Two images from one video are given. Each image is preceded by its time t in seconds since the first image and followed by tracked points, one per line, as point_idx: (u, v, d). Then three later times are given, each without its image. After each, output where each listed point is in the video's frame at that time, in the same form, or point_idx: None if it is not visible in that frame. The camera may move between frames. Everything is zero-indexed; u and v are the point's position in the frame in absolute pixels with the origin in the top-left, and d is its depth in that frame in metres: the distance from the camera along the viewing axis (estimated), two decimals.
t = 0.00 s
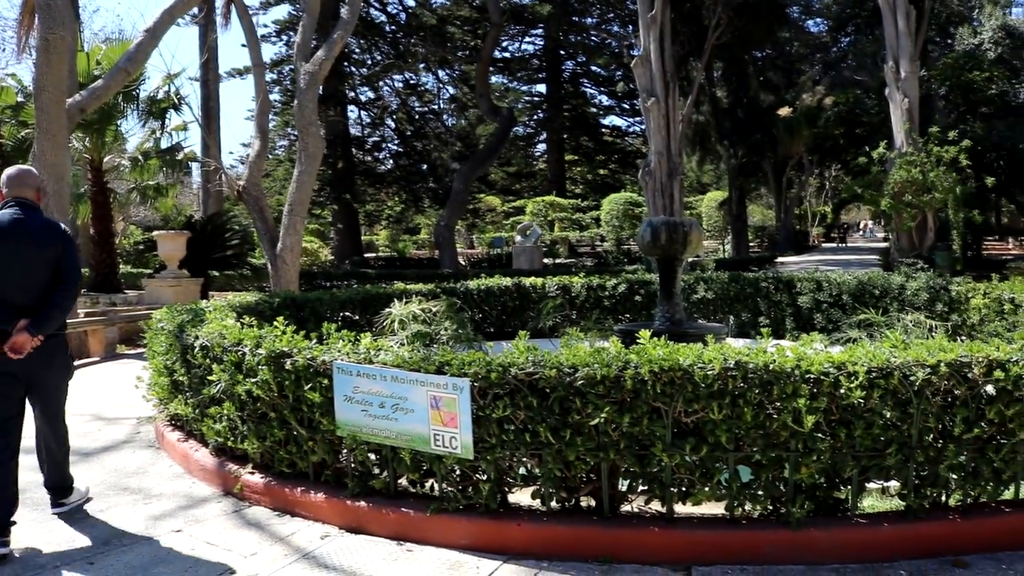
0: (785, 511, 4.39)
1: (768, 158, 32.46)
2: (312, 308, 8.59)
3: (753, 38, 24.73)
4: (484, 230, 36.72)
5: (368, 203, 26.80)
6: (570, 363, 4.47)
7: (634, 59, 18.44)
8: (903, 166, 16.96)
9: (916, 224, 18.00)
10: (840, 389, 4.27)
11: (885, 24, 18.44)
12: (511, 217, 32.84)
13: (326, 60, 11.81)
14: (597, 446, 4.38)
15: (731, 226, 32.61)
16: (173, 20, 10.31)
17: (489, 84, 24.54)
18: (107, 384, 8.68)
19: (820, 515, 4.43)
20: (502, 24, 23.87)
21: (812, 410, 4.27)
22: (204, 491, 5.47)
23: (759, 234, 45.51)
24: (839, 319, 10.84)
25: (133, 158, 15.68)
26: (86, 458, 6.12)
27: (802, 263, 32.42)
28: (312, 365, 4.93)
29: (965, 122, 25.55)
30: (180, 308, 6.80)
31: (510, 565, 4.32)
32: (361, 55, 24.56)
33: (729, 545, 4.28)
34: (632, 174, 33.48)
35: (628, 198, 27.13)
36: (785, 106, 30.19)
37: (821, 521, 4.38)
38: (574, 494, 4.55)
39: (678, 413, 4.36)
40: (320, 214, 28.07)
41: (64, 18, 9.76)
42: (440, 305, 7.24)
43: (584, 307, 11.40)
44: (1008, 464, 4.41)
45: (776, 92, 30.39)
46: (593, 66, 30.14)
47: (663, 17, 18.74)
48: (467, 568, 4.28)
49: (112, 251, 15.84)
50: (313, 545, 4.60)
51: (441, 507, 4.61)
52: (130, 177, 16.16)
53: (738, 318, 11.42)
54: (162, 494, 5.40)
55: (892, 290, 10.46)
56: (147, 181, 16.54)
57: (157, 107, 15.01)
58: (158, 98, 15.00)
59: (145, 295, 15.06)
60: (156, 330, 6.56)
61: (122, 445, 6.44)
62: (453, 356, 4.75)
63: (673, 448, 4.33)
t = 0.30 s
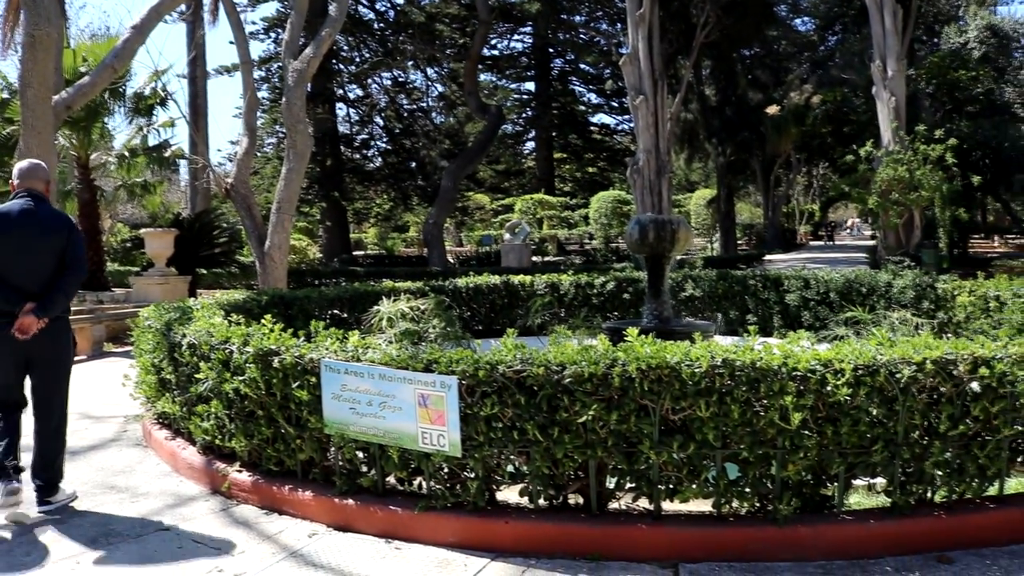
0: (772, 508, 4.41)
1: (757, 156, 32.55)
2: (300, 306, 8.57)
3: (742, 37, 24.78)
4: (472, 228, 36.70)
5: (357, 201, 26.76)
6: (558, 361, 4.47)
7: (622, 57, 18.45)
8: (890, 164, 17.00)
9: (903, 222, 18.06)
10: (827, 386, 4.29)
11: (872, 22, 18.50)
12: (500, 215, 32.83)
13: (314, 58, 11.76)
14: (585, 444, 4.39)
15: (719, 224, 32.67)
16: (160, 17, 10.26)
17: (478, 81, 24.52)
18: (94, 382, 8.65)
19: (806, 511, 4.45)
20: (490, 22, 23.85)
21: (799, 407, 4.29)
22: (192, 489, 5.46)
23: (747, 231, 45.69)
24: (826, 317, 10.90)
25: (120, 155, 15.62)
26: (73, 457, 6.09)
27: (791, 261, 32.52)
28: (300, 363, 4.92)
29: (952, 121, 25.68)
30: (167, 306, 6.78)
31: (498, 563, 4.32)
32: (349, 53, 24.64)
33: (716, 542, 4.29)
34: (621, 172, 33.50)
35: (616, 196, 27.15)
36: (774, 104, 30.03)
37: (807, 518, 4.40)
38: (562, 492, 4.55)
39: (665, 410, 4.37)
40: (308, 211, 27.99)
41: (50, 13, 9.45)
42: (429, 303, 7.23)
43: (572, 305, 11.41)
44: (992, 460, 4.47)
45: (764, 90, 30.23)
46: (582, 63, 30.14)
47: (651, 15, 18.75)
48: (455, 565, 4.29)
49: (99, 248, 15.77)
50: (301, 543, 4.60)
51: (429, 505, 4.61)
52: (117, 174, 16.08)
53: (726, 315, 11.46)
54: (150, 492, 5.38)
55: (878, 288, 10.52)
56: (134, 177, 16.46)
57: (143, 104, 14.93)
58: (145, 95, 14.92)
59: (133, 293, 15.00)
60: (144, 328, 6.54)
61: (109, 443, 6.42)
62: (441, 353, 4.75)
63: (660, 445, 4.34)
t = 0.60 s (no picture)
0: (762, 504, 4.41)
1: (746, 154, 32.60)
2: (290, 305, 8.56)
3: (730, 34, 24.83)
4: (462, 226, 36.69)
5: (346, 199, 26.71)
6: (547, 359, 4.47)
7: (611, 54, 18.47)
8: (878, 161, 17.03)
9: (891, 219, 18.10)
10: (816, 383, 4.30)
11: (860, 19, 18.53)
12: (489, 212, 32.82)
13: (302, 56, 11.72)
14: (575, 441, 4.40)
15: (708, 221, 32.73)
16: (147, 15, 10.20)
17: (466, 79, 24.49)
18: (82, 382, 8.62)
19: (795, 508, 4.46)
20: (479, 20, 23.81)
21: (788, 404, 4.30)
22: (181, 489, 5.44)
23: (736, 228, 45.82)
24: (815, 313, 10.94)
25: (107, 154, 15.56)
26: (60, 456, 6.06)
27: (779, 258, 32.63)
28: (289, 362, 4.91)
29: (939, 117, 25.77)
30: (156, 305, 6.76)
31: (489, 561, 4.33)
32: (337, 51, 24.73)
33: (706, 539, 4.30)
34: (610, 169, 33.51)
35: (605, 193, 27.15)
36: (762, 102, 30.05)
37: (797, 514, 4.42)
38: (552, 489, 4.55)
39: (655, 407, 4.37)
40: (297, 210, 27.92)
41: (35, 10, 9.33)
42: (418, 301, 7.22)
43: (562, 302, 11.40)
44: (979, 456, 4.50)
45: (752, 87, 30.47)
46: (570, 61, 30.12)
47: (640, 13, 18.78)
48: (445, 564, 4.29)
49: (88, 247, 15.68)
50: (291, 543, 4.59)
51: (419, 503, 4.61)
52: (104, 173, 16.00)
53: (716, 313, 11.48)
54: (139, 493, 5.36)
55: (867, 284, 10.55)
56: (122, 176, 16.37)
57: (131, 102, 14.85)
58: (132, 93, 14.85)
59: (121, 292, 14.92)
60: (132, 328, 6.52)
61: (99, 443, 6.40)
62: (431, 352, 4.74)
63: (650, 443, 4.35)
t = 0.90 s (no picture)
0: (752, 503, 4.43)
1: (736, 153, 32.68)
2: (279, 305, 8.55)
3: (721, 34, 24.85)
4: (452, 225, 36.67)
5: (336, 198, 26.67)
6: (537, 358, 4.48)
7: (601, 54, 18.48)
8: (867, 160, 17.08)
9: (880, 218, 18.18)
10: (805, 381, 4.32)
11: (849, 19, 18.58)
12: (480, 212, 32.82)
13: (292, 55, 11.69)
14: (564, 441, 4.40)
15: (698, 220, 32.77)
16: (136, 13, 10.16)
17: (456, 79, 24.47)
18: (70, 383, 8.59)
19: (785, 506, 4.47)
20: (469, 19, 23.82)
21: (776, 403, 4.32)
22: (170, 489, 5.43)
23: (726, 227, 45.93)
24: (805, 312, 10.98)
25: (96, 153, 15.48)
26: (48, 458, 6.03)
27: (770, 257, 32.72)
28: (278, 362, 4.90)
29: (928, 117, 25.89)
30: (145, 305, 6.74)
31: (479, 561, 4.33)
32: (328, 50, 24.71)
33: (695, 537, 4.32)
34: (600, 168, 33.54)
35: (595, 193, 27.18)
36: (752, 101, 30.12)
37: (786, 512, 4.43)
38: (542, 489, 4.56)
39: (644, 407, 4.38)
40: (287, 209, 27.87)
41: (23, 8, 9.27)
42: (408, 301, 7.22)
43: (552, 302, 11.41)
44: (967, 454, 4.53)
45: (742, 86, 30.47)
46: (561, 60, 30.13)
47: (630, 13, 18.79)
48: (435, 563, 4.29)
49: (76, 247, 15.60)
50: (280, 543, 4.59)
51: (409, 503, 4.62)
52: (93, 173, 15.92)
53: (706, 312, 11.50)
54: (127, 494, 5.34)
55: (856, 283, 10.61)
56: (111, 176, 16.30)
57: (120, 101, 14.79)
58: (121, 92, 14.78)
59: (111, 292, 14.87)
60: (121, 328, 6.50)
61: (87, 444, 6.38)
62: (420, 352, 4.74)
63: (640, 442, 4.35)
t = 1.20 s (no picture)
0: (742, 503, 4.44)
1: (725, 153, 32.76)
2: (270, 307, 8.54)
3: (710, 34, 24.89)
4: (442, 227, 36.67)
5: (326, 200, 26.63)
6: (527, 359, 4.48)
7: (591, 55, 18.50)
8: (856, 160, 17.14)
9: (869, 218, 18.25)
10: (795, 381, 4.33)
11: (837, 19, 18.66)
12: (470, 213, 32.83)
13: (282, 57, 11.67)
14: (555, 442, 4.41)
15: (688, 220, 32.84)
16: (125, 14, 10.13)
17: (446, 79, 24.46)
18: (59, 386, 8.56)
19: (775, 506, 4.49)
20: (459, 20, 23.82)
21: (766, 402, 4.33)
22: (160, 493, 5.42)
23: (716, 227, 46.03)
24: (794, 312, 11.03)
25: (85, 155, 15.41)
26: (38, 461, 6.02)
27: (760, 256, 32.86)
28: (269, 365, 4.90)
29: (916, 116, 26.02)
30: (134, 308, 6.72)
31: (471, 562, 4.33)
32: (317, 51, 24.38)
33: (686, 537, 4.33)
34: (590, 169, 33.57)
35: (585, 194, 27.22)
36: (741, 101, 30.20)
37: (777, 512, 4.44)
38: (532, 490, 4.57)
39: (634, 408, 4.39)
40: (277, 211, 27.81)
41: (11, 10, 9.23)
42: (398, 303, 7.22)
43: (543, 302, 11.43)
44: (956, 452, 4.55)
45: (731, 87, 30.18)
46: (550, 61, 30.14)
47: (620, 13, 18.81)
48: (427, 565, 4.29)
49: (65, 249, 15.55)
50: (271, 546, 4.58)
51: (400, 505, 4.62)
52: (82, 175, 15.86)
53: (696, 312, 11.52)
54: (117, 497, 5.33)
55: (845, 283, 10.66)
56: (100, 178, 16.24)
57: (109, 103, 14.74)
58: (110, 94, 14.73)
59: (100, 294, 14.82)
60: (110, 331, 6.48)
61: (76, 447, 6.36)
62: (411, 354, 4.74)
63: (630, 443, 4.36)
